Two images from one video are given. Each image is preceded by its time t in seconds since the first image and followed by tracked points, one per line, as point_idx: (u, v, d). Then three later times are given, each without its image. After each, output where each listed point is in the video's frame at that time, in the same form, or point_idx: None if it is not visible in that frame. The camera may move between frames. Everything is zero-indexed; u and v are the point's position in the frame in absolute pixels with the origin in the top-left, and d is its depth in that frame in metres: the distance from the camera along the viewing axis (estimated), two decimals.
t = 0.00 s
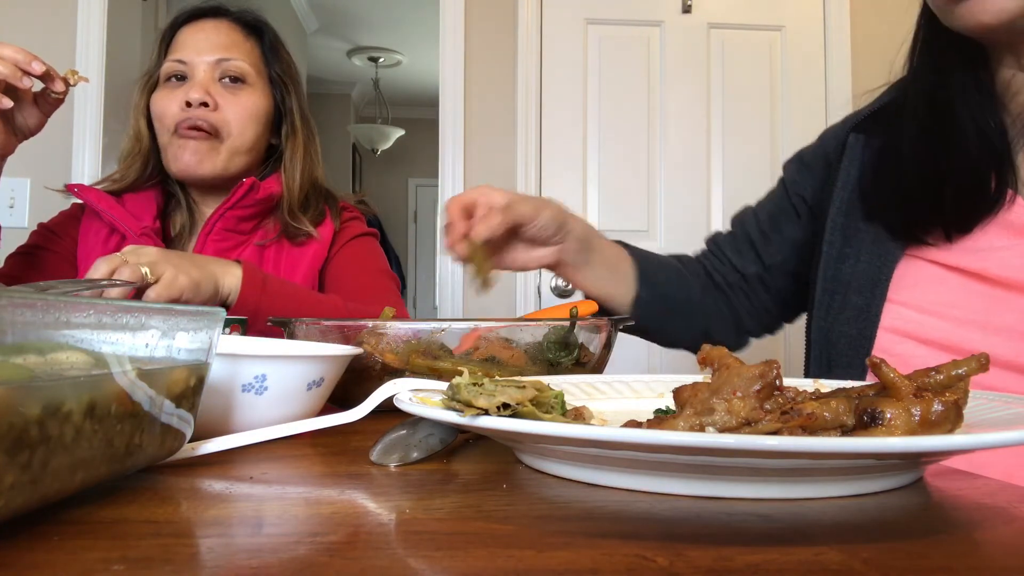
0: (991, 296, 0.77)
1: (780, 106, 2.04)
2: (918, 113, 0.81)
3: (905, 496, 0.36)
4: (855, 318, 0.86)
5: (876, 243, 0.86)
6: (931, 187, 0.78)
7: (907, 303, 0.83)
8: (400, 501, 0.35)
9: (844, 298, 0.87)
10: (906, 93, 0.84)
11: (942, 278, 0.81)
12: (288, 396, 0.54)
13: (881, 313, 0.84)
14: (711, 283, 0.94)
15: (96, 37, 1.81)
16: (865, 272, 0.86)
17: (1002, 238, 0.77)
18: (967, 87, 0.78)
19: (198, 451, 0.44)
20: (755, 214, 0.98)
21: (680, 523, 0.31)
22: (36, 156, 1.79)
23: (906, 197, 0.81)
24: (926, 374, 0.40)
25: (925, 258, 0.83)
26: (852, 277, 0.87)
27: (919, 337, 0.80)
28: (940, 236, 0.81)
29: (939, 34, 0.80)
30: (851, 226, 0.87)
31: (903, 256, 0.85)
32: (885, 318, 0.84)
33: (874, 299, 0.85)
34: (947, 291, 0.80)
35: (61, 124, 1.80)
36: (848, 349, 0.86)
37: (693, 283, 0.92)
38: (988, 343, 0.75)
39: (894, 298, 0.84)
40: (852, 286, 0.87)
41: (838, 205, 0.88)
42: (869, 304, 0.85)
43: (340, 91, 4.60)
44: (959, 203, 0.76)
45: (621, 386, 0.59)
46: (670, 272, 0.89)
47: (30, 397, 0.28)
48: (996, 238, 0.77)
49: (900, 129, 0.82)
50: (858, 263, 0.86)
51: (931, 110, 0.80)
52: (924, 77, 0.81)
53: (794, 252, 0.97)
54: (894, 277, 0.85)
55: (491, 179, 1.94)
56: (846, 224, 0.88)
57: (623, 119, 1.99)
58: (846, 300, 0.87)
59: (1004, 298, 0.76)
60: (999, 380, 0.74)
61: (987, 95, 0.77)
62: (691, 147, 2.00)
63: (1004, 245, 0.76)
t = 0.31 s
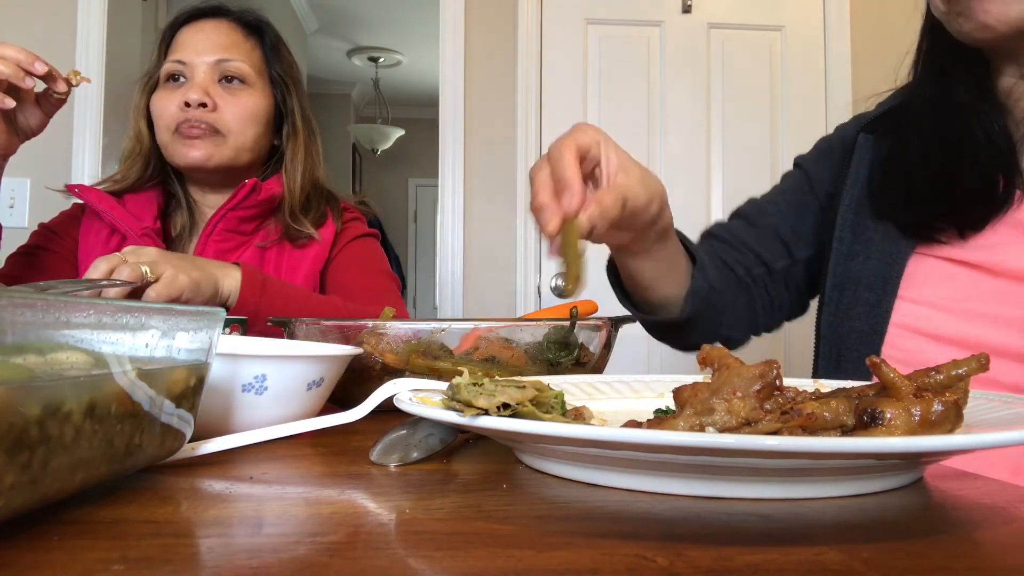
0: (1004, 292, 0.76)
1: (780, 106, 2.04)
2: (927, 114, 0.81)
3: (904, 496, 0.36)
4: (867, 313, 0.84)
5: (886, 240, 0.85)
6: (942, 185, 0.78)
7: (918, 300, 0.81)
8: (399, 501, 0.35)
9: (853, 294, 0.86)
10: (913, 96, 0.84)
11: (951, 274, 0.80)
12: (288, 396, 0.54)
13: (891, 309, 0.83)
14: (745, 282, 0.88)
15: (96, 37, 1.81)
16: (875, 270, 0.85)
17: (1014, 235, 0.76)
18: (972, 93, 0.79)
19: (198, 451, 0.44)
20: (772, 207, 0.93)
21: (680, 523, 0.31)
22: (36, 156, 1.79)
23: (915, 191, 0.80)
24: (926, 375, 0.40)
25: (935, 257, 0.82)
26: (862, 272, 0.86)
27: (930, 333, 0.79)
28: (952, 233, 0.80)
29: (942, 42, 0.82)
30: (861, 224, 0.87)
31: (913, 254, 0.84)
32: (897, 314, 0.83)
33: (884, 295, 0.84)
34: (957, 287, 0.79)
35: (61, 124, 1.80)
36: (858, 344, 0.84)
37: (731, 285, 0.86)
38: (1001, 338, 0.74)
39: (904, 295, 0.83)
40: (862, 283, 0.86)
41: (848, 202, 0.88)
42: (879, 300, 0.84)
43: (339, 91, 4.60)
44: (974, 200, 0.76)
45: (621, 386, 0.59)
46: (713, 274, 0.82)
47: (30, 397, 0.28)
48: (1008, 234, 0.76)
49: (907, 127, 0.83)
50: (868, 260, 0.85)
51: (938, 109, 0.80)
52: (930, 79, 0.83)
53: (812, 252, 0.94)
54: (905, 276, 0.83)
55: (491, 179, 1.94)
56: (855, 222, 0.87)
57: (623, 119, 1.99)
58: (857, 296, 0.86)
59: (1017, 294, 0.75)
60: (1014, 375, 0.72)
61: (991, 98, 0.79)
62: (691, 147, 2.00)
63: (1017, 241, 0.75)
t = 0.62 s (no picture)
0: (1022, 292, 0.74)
1: (780, 106, 2.04)
2: (949, 111, 0.81)
3: (904, 496, 0.36)
4: (877, 310, 0.82)
5: (901, 236, 0.83)
6: (969, 184, 0.76)
7: (933, 297, 0.79)
8: (400, 501, 0.35)
9: (867, 289, 0.83)
10: (930, 92, 0.84)
11: (965, 273, 0.78)
12: (288, 396, 0.54)
13: (906, 308, 0.80)
14: (750, 273, 0.82)
15: (96, 37, 1.82)
16: (891, 266, 0.82)
17: None
18: (993, 95, 0.79)
19: (198, 451, 0.44)
20: (785, 194, 0.88)
21: (680, 523, 0.31)
22: (35, 156, 1.79)
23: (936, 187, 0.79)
24: (926, 375, 0.40)
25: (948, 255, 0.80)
26: (877, 267, 0.83)
27: (944, 331, 0.77)
28: (972, 232, 0.78)
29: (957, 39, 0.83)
30: (875, 218, 0.84)
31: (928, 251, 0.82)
32: (912, 311, 0.80)
33: (900, 292, 0.81)
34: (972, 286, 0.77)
35: (60, 124, 1.80)
36: (874, 342, 0.81)
37: (735, 276, 0.79)
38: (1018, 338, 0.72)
39: (918, 292, 0.81)
40: (876, 278, 0.83)
41: (863, 194, 0.84)
42: (895, 295, 0.81)
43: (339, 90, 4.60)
44: (997, 198, 0.75)
45: (621, 386, 0.59)
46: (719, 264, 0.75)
47: (30, 397, 0.28)
48: None
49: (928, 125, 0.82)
50: (883, 255, 0.83)
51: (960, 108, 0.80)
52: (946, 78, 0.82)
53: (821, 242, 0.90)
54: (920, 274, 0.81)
55: (491, 178, 1.94)
56: (869, 216, 0.84)
57: (623, 119, 1.99)
58: (871, 293, 0.83)
59: None
60: None
61: (1006, 99, 0.80)
62: (691, 146, 2.00)
63: None
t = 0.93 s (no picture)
0: None
1: (780, 106, 2.04)
2: (959, 108, 0.80)
3: (904, 496, 0.36)
4: (884, 312, 0.82)
5: (910, 234, 0.82)
6: (981, 184, 0.76)
7: (939, 298, 0.80)
8: (400, 501, 0.35)
9: (875, 287, 0.83)
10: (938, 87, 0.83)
11: (974, 274, 0.78)
12: (288, 396, 0.54)
13: (913, 311, 0.81)
14: (759, 257, 0.81)
15: (97, 37, 1.82)
16: (898, 265, 0.82)
17: None
18: (1000, 93, 0.79)
19: (198, 451, 0.44)
20: (799, 178, 0.89)
21: (681, 524, 0.31)
22: (36, 156, 1.79)
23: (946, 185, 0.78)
24: (926, 374, 0.40)
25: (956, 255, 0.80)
26: (885, 265, 0.83)
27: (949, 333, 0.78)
28: (984, 231, 0.78)
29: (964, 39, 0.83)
30: (883, 215, 0.84)
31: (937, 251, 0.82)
32: (919, 312, 0.81)
33: (908, 293, 0.81)
34: (981, 286, 0.77)
35: (61, 124, 1.80)
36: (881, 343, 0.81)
37: (738, 263, 0.78)
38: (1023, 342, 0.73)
39: (927, 293, 0.81)
40: (883, 277, 0.82)
41: (872, 191, 0.84)
42: (904, 296, 0.81)
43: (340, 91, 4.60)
44: (1007, 198, 0.75)
45: (621, 386, 0.59)
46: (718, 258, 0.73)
47: (30, 397, 0.28)
48: None
49: (938, 121, 0.81)
50: (891, 253, 0.82)
51: (970, 104, 0.80)
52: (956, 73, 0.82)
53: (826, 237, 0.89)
54: (928, 274, 0.81)
55: (491, 178, 1.95)
56: (878, 213, 0.84)
57: (623, 119, 1.99)
58: (878, 292, 0.82)
59: None
60: None
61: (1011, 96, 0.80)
62: (691, 146, 2.00)
63: None
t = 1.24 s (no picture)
0: None
1: (780, 106, 2.04)
2: (959, 107, 0.79)
3: (904, 496, 0.36)
4: (883, 314, 0.82)
5: (909, 235, 0.82)
6: (981, 185, 0.76)
7: (939, 300, 0.80)
8: (400, 501, 0.35)
9: (873, 289, 0.83)
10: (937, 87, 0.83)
11: (974, 276, 0.78)
12: (288, 396, 0.54)
13: (911, 313, 0.81)
14: (753, 262, 0.82)
15: (97, 37, 1.82)
16: (895, 267, 0.82)
17: None
18: (1002, 93, 0.78)
19: (198, 451, 0.44)
20: (791, 183, 0.88)
21: (680, 524, 0.31)
22: (36, 156, 1.79)
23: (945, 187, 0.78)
24: (926, 375, 0.40)
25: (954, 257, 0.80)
26: (882, 268, 0.83)
27: (949, 335, 0.78)
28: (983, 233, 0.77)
29: (964, 34, 0.81)
30: (881, 217, 0.84)
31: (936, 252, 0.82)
32: (918, 314, 0.81)
33: (906, 295, 0.81)
34: (982, 288, 0.77)
35: (61, 124, 1.80)
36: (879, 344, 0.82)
37: (734, 268, 0.79)
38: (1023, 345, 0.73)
39: (926, 295, 0.81)
40: (881, 279, 0.83)
41: (870, 194, 0.84)
42: (901, 299, 0.81)
43: (340, 91, 4.60)
44: (1006, 201, 0.75)
45: (621, 386, 0.59)
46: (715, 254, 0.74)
47: (29, 397, 0.28)
48: None
49: (936, 122, 0.81)
50: (889, 255, 0.83)
51: (969, 105, 0.79)
52: (955, 72, 0.81)
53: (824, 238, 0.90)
54: (926, 276, 0.81)
55: (491, 178, 1.95)
56: (876, 215, 0.84)
57: (623, 119, 1.99)
58: (876, 294, 0.83)
59: None
60: None
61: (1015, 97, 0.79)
62: (691, 146, 2.00)
63: None
